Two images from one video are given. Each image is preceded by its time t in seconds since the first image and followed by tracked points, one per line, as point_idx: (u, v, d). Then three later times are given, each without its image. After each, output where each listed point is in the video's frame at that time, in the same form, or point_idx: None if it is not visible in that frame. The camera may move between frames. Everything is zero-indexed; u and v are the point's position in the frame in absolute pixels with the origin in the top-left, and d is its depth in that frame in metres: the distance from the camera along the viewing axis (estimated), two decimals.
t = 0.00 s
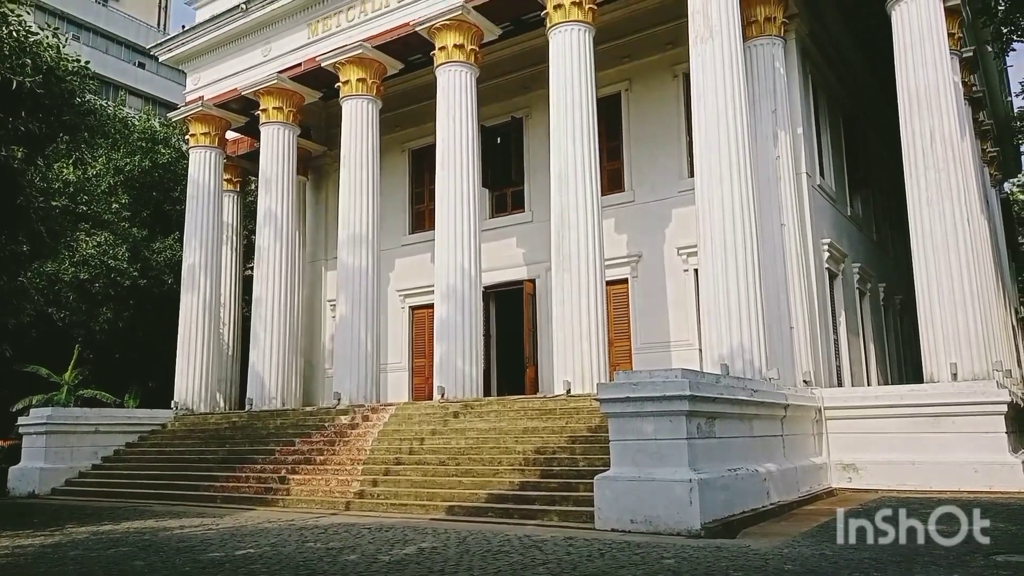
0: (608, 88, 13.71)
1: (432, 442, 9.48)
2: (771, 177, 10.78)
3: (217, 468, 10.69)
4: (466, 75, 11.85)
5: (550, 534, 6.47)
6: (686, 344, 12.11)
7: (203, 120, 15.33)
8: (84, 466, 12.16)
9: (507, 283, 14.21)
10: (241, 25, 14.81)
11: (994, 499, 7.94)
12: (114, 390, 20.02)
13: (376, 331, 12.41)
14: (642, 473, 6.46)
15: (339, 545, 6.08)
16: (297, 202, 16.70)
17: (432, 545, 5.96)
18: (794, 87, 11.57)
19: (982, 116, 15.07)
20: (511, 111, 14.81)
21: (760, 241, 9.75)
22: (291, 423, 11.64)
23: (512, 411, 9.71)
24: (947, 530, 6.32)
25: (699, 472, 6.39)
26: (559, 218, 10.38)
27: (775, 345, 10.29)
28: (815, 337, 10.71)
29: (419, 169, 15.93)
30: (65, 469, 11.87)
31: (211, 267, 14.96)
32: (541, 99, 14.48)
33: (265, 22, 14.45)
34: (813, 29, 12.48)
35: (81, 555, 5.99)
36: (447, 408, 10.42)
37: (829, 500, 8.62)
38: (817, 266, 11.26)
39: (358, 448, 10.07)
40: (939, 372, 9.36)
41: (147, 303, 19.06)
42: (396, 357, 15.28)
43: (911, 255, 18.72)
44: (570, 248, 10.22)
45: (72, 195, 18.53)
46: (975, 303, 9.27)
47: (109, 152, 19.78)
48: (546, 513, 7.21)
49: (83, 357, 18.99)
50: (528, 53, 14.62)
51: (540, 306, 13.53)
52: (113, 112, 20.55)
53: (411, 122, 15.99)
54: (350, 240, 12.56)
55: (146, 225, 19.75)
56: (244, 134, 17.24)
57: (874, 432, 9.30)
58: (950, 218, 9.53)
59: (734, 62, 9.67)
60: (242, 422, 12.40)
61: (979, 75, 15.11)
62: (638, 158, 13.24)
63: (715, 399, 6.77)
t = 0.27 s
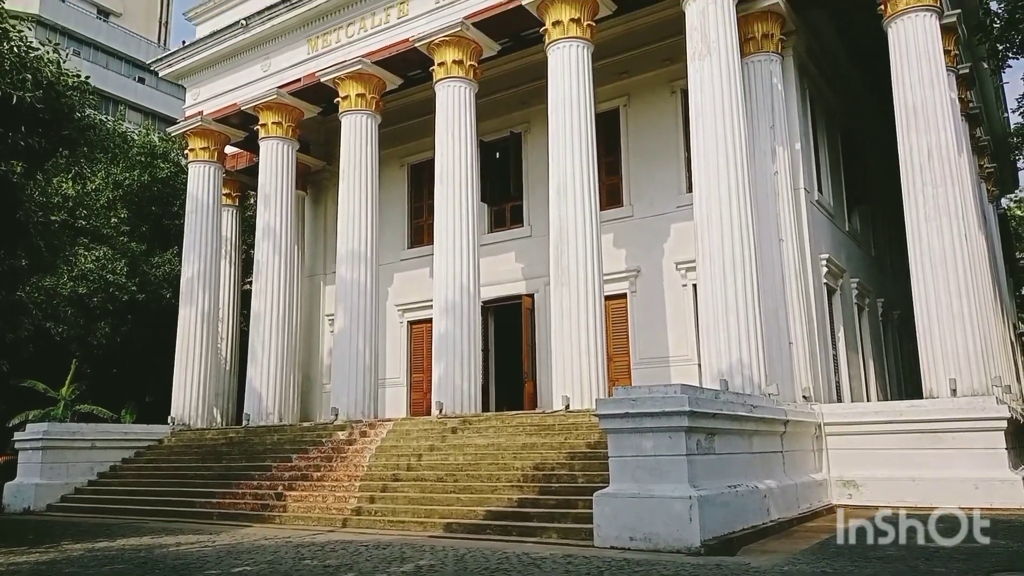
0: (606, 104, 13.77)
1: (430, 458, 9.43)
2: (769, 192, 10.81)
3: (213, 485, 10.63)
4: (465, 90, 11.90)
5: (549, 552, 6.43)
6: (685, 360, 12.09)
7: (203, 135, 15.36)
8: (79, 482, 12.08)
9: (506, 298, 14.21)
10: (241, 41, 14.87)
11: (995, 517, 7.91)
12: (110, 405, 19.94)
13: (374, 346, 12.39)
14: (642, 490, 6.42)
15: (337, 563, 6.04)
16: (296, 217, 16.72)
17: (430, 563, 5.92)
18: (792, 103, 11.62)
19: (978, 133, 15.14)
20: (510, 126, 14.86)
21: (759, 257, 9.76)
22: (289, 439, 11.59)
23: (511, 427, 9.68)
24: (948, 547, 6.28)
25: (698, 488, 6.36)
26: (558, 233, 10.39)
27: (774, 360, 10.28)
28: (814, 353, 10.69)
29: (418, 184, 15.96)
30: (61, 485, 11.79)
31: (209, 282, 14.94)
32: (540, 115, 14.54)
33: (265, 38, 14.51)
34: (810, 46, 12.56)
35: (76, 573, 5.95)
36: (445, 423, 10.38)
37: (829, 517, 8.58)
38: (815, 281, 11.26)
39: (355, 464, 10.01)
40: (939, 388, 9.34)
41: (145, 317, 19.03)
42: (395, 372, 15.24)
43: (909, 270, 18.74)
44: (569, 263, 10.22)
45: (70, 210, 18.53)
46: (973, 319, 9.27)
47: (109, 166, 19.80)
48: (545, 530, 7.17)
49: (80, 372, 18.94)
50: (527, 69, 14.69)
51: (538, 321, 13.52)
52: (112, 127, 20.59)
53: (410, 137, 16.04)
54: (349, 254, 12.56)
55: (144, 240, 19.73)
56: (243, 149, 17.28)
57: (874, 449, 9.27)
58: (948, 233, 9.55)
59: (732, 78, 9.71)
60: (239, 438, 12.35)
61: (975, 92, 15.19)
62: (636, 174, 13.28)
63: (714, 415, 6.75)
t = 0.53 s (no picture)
0: (609, 124, 13.84)
1: (432, 478, 9.39)
2: (772, 211, 10.83)
3: (215, 504, 10.58)
4: (469, 110, 11.97)
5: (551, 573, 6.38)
6: (688, 379, 12.06)
7: (208, 154, 15.46)
8: (81, 501, 12.04)
9: (509, 317, 14.21)
10: (247, 61, 15.00)
11: (1002, 538, 7.85)
12: (113, 423, 19.91)
13: (377, 364, 12.37)
14: (645, 510, 6.37)
15: None
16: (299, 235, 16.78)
17: None
18: (794, 123, 11.67)
19: (981, 152, 15.17)
20: (513, 146, 14.94)
21: (761, 276, 9.76)
22: (290, 458, 11.55)
23: (513, 446, 9.64)
24: (954, 569, 6.23)
25: (702, 509, 6.32)
26: (560, 252, 10.40)
27: (777, 380, 10.25)
28: (818, 372, 10.65)
29: (421, 203, 16.03)
30: (62, 504, 11.75)
31: (213, 300, 14.97)
32: (543, 134, 14.61)
33: (270, 58, 14.64)
34: (811, 66, 12.63)
35: None
36: (447, 443, 10.34)
37: (834, 538, 8.52)
38: (818, 300, 11.24)
39: (357, 484, 9.97)
40: (944, 408, 9.29)
41: (148, 335, 19.04)
42: (397, 390, 15.22)
43: (912, 289, 18.72)
44: (571, 282, 10.22)
45: (75, 228, 18.61)
46: (977, 339, 9.24)
47: (114, 185, 19.90)
48: (548, 551, 7.12)
49: (83, 390, 18.94)
50: (530, 89, 14.79)
51: (541, 340, 13.51)
52: (118, 146, 20.72)
53: (413, 156, 16.12)
54: (352, 273, 12.58)
55: (149, 258, 19.78)
56: (247, 168, 17.38)
57: (879, 469, 9.21)
58: (951, 253, 9.55)
59: (734, 98, 9.77)
60: (241, 457, 12.31)
61: (977, 112, 15.24)
62: (639, 193, 13.32)
63: (718, 435, 6.72)
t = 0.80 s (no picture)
0: (610, 143, 13.92)
1: (433, 498, 9.34)
2: (773, 230, 10.85)
3: (214, 524, 10.53)
4: (471, 130, 12.05)
5: None
6: (689, 398, 12.02)
7: (211, 173, 15.54)
8: (80, 520, 11.97)
9: (510, 335, 14.20)
10: (250, 82, 15.11)
11: (1006, 559, 7.79)
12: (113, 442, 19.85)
13: (378, 383, 12.36)
14: (648, 531, 6.32)
15: None
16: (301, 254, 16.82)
17: None
18: (794, 142, 11.72)
19: (980, 171, 15.22)
20: (514, 165, 15.01)
21: (763, 294, 9.77)
22: (291, 477, 11.50)
23: (515, 466, 9.60)
24: None
25: (705, 530, 6.28)
26: (562, 271, 10.42)
27: (779, 398, 10.22)
28: (820, 391, 10.63)
29: (423, 222, 16.08)
30: (61, 523, 11.69)
31: (214, 318, 14.97)
32: (545, 153, 14.68)
33: (273, 79, 14.75)
34: (811, 86, 12.72)
35: None
36: (448, 462, 10.30)
37: (838, 559, 8.46)
38: (820, 318, 11.23)
39: (357, 504, 9.92)
40: (946, 428, 9.26)
41: (149, 354, 19.03)
42: (398, 409, 15.18)
43: (914, 308, 18.71)
44: (573, 301, 10.22)
45: (78, 247, 18.66)
46: (979, 357, 9.23)
47: (117, 204, 19.97)
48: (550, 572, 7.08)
49: (83, 409, 18.89)
50: (531, 108, 14.88)
51: (543, 358, 13.50)
52: (121, 165, 20.82)
53: (415, 176, 16.19)
54: (353, 291, 12.59)
55: (150, 277, 19.83)
56: (250, 187, 17.45)
57: (883, 490, 9.15)
58: (952, 272, 9.56)
59: (734, 118, 9.82)
60: (242, 476, 12.27)
61: (976, 131, 15.31)
62: (640, 211, 13.36)
63: (720, 455, 6.70)
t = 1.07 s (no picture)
0: (611, 159, 13.95)
1: (433, 515, 9.29)
2: (774, 245, 10.85)
3: (213, 541, 10.47)
4: (471, 146, 12.08)
5: None
6: (691, 413, 11.98)
7: (213, 189, 15.59)
8: (78, 537, 11.91)
9: (511, 351, 14.17)
10: (252, 98, 15.18)
11: None
12: (112, 458, 19.78)
13: (378, 399, 12.31)
14: (650, 548, 6.28)
15: None
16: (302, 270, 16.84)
17: None
18: (794, 158, 11.75)
19: (980, 186, 15.22)
20: (515, 181, 15.06)
21: (764, 310, 9.76)
22: (291, 494, 11.45)
23: (515, 482, 9.56)
24: None
25: (707, 547, 6.24)
26: (562, 286, 10.42)
27: (781, 413, 10.17)
28: (822, 406, 10.59)
29: (424, 237, 16.10)
30: (59, 540, 11.63)
31: (215, 334, 14.96)
32: (546, 169, 14.72)
33: (275, 95, 14.82)
34: (810, 102, 12.76)
35: None
36: (449, 478, 10.25)
37: None
38: (822, 334, 11.21)
39: (357, 521, 9.87)
40: (949, 444, 9.21)
41: (150, 370, 19.01)
42: (398, 425, 15.14)
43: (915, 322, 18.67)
44: (574, 316, 10.20)
45: (79, 263, 18.70)
46: (981, 373, 9.20)
47: (119, 220, 20.02)
48: None
49: (83, 425, 18.85)
50: (532, 124, 14.94)
51: (544, 374, 13.46)
52: (124, 181, 20.88)
53: (417, 191, 16.24)
54: (354, 306, 12.58)
55: (151, 293, 19.85)
56: (252, 203, 17.50)
57: (887, 506, 9.09)
58: (953, 288, 9.55)
59: (734, 135, 9.85)
60: (241, 493, 12.21)
61: (976, 146, 15.34)
62: (641, 227, 13.37)
63: (722, 471, 6.67)
